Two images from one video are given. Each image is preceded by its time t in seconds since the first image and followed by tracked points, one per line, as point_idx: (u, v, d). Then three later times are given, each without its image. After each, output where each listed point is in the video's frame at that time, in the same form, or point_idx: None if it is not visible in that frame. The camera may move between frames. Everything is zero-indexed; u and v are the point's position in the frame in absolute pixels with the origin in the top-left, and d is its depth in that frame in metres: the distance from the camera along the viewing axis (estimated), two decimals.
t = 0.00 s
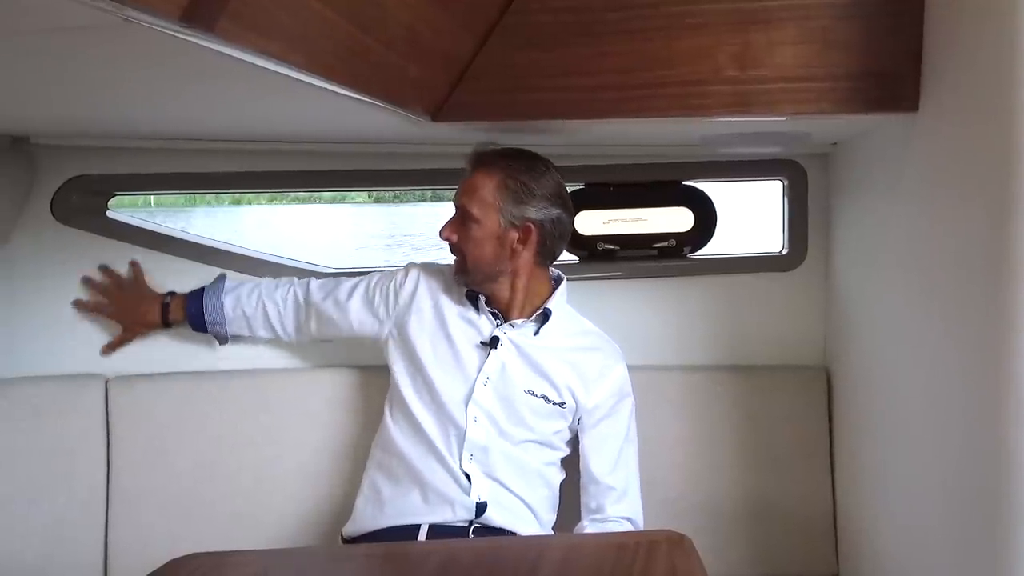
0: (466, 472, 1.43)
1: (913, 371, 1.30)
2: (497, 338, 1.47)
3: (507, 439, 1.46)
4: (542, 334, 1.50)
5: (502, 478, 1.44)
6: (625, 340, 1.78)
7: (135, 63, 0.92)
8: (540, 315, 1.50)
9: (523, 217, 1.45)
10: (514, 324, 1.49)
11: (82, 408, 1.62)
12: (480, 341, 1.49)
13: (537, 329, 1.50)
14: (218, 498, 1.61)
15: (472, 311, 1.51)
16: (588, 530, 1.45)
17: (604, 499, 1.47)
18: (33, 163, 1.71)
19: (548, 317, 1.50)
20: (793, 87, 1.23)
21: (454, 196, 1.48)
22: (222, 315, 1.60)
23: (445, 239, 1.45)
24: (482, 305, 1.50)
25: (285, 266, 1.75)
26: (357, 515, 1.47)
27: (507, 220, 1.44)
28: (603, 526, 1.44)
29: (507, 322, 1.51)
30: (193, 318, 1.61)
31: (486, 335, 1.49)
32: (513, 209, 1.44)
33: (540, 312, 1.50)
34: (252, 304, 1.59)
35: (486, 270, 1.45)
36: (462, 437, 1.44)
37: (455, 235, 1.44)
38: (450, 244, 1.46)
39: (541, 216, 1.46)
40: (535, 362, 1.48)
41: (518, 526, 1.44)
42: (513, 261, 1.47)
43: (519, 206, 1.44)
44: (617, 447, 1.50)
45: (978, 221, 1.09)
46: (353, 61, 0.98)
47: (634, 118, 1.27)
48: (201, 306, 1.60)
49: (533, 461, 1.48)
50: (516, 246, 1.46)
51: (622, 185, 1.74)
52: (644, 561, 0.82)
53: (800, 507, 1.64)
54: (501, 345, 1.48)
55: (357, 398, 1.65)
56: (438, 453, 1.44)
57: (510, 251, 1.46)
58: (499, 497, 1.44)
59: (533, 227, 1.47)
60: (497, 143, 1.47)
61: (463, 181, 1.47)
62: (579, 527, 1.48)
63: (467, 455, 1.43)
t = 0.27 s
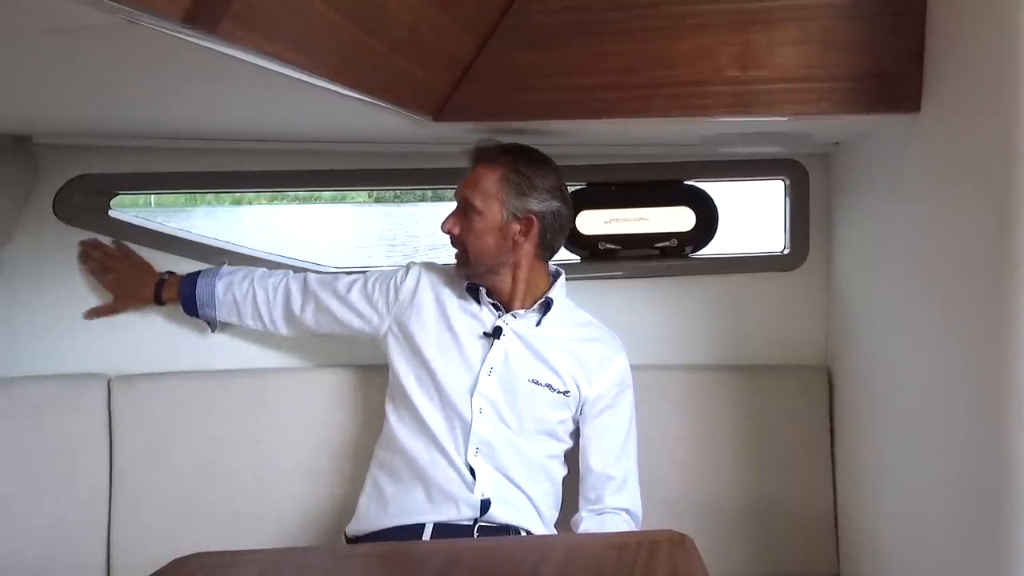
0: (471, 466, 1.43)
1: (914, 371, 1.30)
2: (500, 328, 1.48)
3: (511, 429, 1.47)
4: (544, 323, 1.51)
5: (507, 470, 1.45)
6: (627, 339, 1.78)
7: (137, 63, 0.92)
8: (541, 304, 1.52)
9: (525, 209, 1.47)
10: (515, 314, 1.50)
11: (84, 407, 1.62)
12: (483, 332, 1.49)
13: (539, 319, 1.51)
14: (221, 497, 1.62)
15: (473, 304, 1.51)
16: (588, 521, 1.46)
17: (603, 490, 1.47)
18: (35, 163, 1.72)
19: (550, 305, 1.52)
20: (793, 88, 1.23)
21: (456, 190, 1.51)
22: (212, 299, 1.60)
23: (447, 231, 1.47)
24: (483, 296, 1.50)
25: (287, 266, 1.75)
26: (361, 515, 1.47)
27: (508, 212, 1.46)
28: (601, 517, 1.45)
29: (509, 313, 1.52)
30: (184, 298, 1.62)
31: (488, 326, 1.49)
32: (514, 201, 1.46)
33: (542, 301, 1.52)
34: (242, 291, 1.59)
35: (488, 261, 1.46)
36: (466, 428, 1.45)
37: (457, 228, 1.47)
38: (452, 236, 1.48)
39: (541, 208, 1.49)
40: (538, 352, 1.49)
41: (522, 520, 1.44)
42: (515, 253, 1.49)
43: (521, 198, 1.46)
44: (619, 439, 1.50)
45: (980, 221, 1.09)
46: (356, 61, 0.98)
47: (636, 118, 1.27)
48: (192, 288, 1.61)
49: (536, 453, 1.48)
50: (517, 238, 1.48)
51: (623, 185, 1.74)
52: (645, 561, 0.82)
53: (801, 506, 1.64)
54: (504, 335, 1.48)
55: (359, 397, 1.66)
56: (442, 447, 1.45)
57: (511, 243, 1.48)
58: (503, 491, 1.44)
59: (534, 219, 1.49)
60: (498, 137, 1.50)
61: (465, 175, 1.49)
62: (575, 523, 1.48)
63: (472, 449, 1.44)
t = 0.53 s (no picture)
0: (470, 465, 1.43)
1: (915, 371, 1.30)
2: (494, 326, 1.48)
3: (508, 425, 1.47)
4: (539, 319, 1.52)
5: (505, 467, 1.45)
6: (627, 340, 1.79)
7: (139, 65, 0.92)
8: (535, 299, 1.52)
9: (517, 204, 1.49)
10: (509, 310, 1.51)
11: (86, 407, 1.62)
12: (477, 331, 1.50)
13: (533, 315, 1.51)
14: (222, 497, 1.62)
15: (467, 302, 1.52)
16: (586, 515, 1.46)
17: (601, 484, 1.48)
18: (37, 163, 1.72)
19: (543, 301, 1.52)
20: (794, 89, 1.23)
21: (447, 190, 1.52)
22: (205, 292, 1.61)
23: (441, 230, 1.48)
24: (476, 295, 1.52)
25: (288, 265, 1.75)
26: (362, 514, 1.48)
27: (501, 208, 1.48)
28: (599, 512, 1.45)
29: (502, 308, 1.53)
30: (177, 291, 1.63)
31: (482, 325, 1.50)
32: (507, 197, 1.48)
33: (535, 296, 1.52)
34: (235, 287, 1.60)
35: (482, 258, 1.48)
36: (463, 426, 1.45)
37: (450, 226, 1.48)
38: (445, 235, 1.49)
39: (533, 203, 1.50)
40: (533, 347, 1.49)
41: (521, 517, 1.44)
42: (508, 248, 1.50)
43: (513, 194, 1.48)
44: (616, 432, 1.51)
45: (981, 223, 1.09)
46: (357, 63, 0.98)
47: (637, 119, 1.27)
48: (186, 282, 1.62)
49: (534, 449, 1.48)
50: (509, 233, 1.50)
51: (624, 185, 1.74)
52: (646, 561, 0.82)
53: (801, 507, 1.64)
54: (499, 332, 1.49)
55: (359, 397, 1.66)
56: (440, 448, 1.45)
57: (504, 238, 1.49)
58: (501, 489, 1.44)
59: (526, 214, 1.51)
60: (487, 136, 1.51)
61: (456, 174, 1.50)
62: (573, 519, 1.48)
63: (471, 448, 1.44)
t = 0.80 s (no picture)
0: (472, 467, 1.44)
1: (915, 371, 1.30)
2: (500, 327, 1.48)
3: (511, 428, 1.47)
4: (543, 323, 1.52)
5: (507, 470, 1.45)
6: (627, 340, 1.79)
7: (141, 66, 0.92)
8: (541, 304, 1.52)
9: (524, 207, 1.48)
10: (515, 314, 1.51)
11: (87, 407, 1.63)
12: (483, 332, 1.50)
13: (539, 319, 1.52)
14: (223, 496, 1.62)
15: (472, 303, 1.52)
16: (587, 519, 1.47)
17: (601, 489, 1.48)
18: (39, 163, 1.72)
19: (549, 306, 1.53)
20: (795, 90, 1.24)
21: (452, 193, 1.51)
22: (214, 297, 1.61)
23: (447, 235, 1.47)
24: (482, 296, 1.51)
25: (288, 265, 1.76)
26: (363, 513, 1.48)
27: (508, 211, 1.47)
28: (599, 517, 1.46)
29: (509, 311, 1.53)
30: (185, 297, 1.63)
31: (488, 326, 1.50)
32: (513, 200, 1.47)
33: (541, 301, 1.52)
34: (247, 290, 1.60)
35: (490, 262, 1.48)
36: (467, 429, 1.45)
37: (456, 231, 1.47)
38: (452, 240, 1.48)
39: (540, 205, 1.50)
40: (537, 351, 1.49)
41: (521, 520, 1.44)
42: (516, 251, 1.50)
43: (519, 197, 1.48)
44: (618, 438, 1.51)
45: (981, 223, 1.10)
46: (358, 64, 0.98)
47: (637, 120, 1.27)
48: (195, 287, 1.62)
49: (538, 453, 1.49)
50: (516, 237, 1.50)
51: (624, 185, 1.74)
52: (646, 561, 0.82)
53: (800, 506, 1.64)
54: (504, 335, 1.49)
55: (359, 397, 1.66)
56: (443, 448, 1.45)
57: (511, 242, 1.49)
58: (503, 492, 1.45)
59: (533, 216, 1.51)
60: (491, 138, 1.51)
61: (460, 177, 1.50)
62: (573, 522, 1.49)
63: (474, 449, 1.44)
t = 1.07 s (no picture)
0: (480, 469, 1.44)
1: (915, 370, 1.30)
2: (512, 330, 1.49)
3: (522, 431, 1.47)
4: (555, 327, 1.52)
5: (518, 474, 1.45)
6: (628, 339, 1.79)
7: (142, 64, 0.92)
8: (554, 309, 1.53)
9: (548, 212, 1.49)
10: (527, 317, 1.51)
11: (88, 405, 1.63)
12: (495, 334, 1.49)
13: (552, 322, 1.52)
14: (223, 496, 1.62)
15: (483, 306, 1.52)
16: (596, 522, 1.46)
17: (609, 490, 1.48)
18: (40, 161, 1.73)
19: (562, 310, 1.53)
20: (794, 88, 1.23)
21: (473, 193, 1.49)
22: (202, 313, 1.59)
23: (470, 236, 1.46)
24: (494, 299, 1.52)
25: (287, 264, 1.75)
26: (367, 513, 1.48)
27: (533, 215, 1.47)
28: (608, 518, 1.46)
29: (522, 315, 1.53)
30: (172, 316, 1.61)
31: (501, 329, 1.50)
32: (538, 205, 1.48)
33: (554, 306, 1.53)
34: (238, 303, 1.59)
35: (513, 265, 1.48)
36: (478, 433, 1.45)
37: (481, 232, 1.46)
38: (474, 241, 1.47)
39: (561, 210, 1.51)
40: (549, 355, 1.49)
41: (528, 522, 1.44)
42: (537, 255, 1.51)
43: (543, 201, 1.48)
44: (626, 440, 1.52)
45: (981, 221, 1.09)
46: (358, 62, 0.98)
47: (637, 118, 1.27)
48: (180, 304, 1.60)
49: (547, 456, 1.49)
50: (539, 241, 1.50)
51: (624, 184, 1.75)
52: (645, 559, 0.82)
53: (800, 506, 1.64)
54: (517, 338, 1.49)
55: (360, 397, 1.66)
56: (450, 450, 1.45)
57: (534, 246, 1.49)
58: (511, 494, 1.45)
59: (554, 220, 1.51)
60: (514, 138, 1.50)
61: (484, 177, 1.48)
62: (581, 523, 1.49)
63: (483, 452, 1.44)
